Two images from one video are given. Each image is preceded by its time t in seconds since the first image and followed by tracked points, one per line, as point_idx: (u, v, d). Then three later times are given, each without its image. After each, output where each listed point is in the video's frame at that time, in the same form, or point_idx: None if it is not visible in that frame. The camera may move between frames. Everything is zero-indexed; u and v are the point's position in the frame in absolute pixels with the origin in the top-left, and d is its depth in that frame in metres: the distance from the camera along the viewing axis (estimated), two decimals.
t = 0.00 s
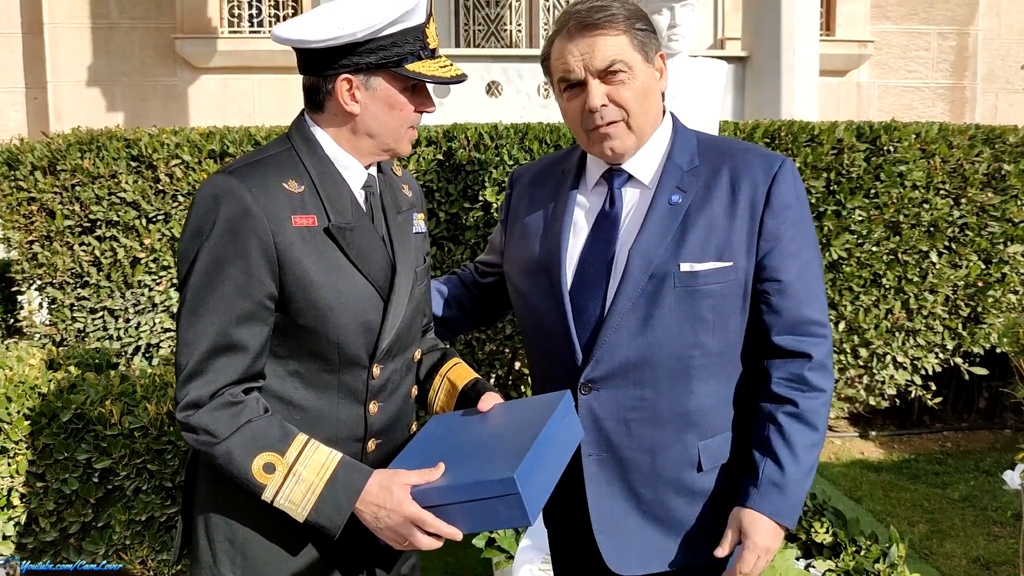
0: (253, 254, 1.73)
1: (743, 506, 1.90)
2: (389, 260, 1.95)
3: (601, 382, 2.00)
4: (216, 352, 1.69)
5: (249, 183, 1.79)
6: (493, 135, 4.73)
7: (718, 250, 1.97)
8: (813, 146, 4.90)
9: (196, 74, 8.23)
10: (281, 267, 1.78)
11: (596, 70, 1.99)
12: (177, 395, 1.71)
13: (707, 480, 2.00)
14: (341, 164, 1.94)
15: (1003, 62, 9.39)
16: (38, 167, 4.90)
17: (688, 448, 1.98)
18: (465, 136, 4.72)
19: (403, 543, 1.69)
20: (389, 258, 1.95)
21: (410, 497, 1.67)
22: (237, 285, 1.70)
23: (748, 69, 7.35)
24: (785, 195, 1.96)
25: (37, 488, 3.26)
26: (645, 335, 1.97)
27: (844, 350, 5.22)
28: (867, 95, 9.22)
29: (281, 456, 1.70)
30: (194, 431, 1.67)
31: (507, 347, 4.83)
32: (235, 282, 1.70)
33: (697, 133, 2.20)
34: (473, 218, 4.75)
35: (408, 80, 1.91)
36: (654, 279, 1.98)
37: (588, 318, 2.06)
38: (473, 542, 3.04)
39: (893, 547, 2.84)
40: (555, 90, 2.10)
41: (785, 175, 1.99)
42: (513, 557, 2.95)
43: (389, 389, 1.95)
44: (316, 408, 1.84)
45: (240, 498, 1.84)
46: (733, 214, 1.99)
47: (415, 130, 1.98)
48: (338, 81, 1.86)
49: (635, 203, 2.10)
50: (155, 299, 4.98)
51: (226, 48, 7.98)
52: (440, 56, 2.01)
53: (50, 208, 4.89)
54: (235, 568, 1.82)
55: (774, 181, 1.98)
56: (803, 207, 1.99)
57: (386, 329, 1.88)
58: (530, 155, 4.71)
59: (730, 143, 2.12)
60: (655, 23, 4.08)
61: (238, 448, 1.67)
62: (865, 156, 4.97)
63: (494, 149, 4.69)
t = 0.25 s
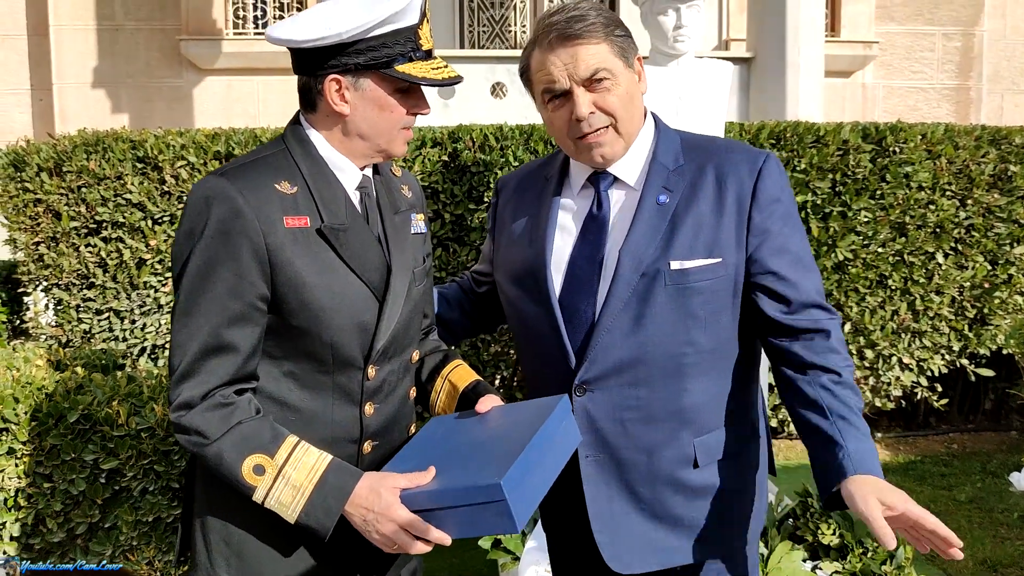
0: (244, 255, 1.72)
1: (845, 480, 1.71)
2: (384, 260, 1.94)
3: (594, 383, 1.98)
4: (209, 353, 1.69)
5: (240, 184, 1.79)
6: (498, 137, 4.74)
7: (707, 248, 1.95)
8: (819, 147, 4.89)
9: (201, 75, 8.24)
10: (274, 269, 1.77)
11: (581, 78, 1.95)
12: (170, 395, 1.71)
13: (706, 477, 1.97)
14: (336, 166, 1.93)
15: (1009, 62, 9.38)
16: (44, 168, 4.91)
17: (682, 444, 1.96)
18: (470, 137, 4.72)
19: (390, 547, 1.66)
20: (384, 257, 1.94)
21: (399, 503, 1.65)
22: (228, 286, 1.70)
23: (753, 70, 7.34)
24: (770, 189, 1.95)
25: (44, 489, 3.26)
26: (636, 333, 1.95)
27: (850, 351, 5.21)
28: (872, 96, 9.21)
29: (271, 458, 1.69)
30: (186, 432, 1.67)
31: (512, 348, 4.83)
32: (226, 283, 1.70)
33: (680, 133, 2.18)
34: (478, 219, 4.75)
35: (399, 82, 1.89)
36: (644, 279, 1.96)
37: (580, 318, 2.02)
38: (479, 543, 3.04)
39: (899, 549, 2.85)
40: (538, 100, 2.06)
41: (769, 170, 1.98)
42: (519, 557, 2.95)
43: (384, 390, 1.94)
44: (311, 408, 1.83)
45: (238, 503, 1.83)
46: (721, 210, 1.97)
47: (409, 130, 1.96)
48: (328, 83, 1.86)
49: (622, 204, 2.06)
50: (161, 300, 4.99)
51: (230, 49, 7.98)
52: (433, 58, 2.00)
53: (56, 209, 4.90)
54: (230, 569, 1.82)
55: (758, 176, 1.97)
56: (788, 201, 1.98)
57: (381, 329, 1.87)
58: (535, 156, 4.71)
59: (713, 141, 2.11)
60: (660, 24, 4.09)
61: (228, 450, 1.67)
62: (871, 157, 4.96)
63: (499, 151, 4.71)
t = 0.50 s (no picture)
0: (210, 257, 1.69)
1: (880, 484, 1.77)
2: (366, 260, 1.85)
3: (578, 389, 1.92)
4: (176, 353, 1.67)
5: (210, 185, 1.75)
6: (503, 138, 4.74)
7: (691, 248, 1.88)
8: (824, 148, 4.88)
9: (206, 77, 8.26)
10: (242, 270, 1.73)
11: (540, 86, 1.90)
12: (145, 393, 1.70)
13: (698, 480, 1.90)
14: (316, 169, 1.86)
15: (1015, 63, 9.35)
16: (50, 170, 4.93)
17: (670, 445, 1.90)
18: (475, 138, 4.72)
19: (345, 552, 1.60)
20: (365, 257, 1.85)
21: (354, 508, 1.58)
22: (194, 288, 1.67)
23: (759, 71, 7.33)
24: (751, 187, 1.90)
25: (51, 490, 3.27)
26: (619, 338, 1.89)
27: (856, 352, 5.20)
28: (877, 97, 9.20)
29: (231, 457, 1.63)
30: (155, 429, 1.65)
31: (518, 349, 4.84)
32: (192, 285, 1.67)
33: (664, 132, 2.11)
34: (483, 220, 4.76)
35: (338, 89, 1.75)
36: (625, 282, 1.89)
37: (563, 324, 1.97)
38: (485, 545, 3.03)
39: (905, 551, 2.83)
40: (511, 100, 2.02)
41: (750, 166, 1.93)
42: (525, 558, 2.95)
43: (366, 394, 1.84)
44: (286, 411, 1.76)
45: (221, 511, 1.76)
46: (705, 209, 1.90)
47: (362, 142, 1.80)
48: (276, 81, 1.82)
49: (604, 208, 2.01)
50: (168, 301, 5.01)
51: (235, 51, 8.00)
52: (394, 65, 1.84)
53: (62, 211, 4.92)
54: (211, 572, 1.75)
55: (739, 174, 1.91)
56: (772, 197, 1.92)
57: (358, 332, 1.79)
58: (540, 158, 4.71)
59: (695, 139, 2.05)
60: (665, 24, 4.06)
61: (193, 449, 1.63)
62: (876, 158, 4.96)
63: (504, 152, 4.71)
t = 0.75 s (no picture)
0: (177, 260, 1.70)
1: (799, 511, 1.82)
2: (343, 263, 1.85)
3: (580, 394, 1.91)
4: (147, 355, 1.69)
5: (179, 190, 1.77)
6: (509, 139, 4.74)
7: (694, 253, 1.88)
8: (830, 148, 4.88)
9: (212, 78, 8.28)
10: (212, 273, 1.73)
11: (541, 87, 1.90)
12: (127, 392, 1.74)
13: (699, 484, 1.90)
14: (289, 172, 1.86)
15: (1021, 63, 9.33)
16: (57, 171, 4.95)
17: (672, 450, 1.90)
18: (480, 139, 4.73)
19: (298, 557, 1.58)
20: (343, 259, 1.85)
21: (307, 515, 1.56)
22: (162, 291, 1.69)
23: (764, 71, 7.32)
24: (756, 192, 1.89)
25: (59, 490, 3.28)
26: (623, 343, 1.88)
27: (862, 353, 5.20)
28: (883, 98, 9.17)
29: (196, 457, 1.64)
30: (132, 428, 1.69)
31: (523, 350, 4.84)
32: (161, 288, 1.69)
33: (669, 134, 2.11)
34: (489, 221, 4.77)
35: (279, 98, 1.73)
36: (629, 287, 1.89)
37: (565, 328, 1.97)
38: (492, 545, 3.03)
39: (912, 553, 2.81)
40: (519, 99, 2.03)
41: (755, 171, 1.92)
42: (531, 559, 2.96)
43: (346, 396, 1.83)
44: (262, 412, 1.77)
45: (201, 513, 1.79)
46: (708, 213, 1.90)
47: (311, 151, 1.76)
48: (247, 80, 1.82)
49: (610, 210, 2.00)
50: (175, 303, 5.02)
51: (240, 52, 8.02)
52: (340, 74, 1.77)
53: (69, 212, 4.94)
54: None
55: (744, 178, 1.91)
56: (776, 203, 1.91)
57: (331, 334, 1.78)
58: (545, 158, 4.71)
59: (699, 143, 2.04)
60: (671, 25, 4.05)
61: (160, 446, 1.65)
62: (882, 159, 4.95)
63: (510, 153, 4.71)
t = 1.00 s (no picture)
0: (157, 266, 1.80)
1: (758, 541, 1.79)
2: (322, 266, 1.88)
3: (583, 405, 1.90)
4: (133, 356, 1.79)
5: (166, 197, 1.86)
6: (515, 140, 4.74)
7: (704, 266, 1.85)
8: (836, 150, 4.88)
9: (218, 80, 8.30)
10: (191, 278, 1.81)
11: (560, 86, 1.89)
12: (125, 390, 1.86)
13: (701, 505, 1.88)
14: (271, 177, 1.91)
15: None
16: (64, 173, 4.97)
17: (675, 470, 1.87)
18: (486, 141, 4.74)
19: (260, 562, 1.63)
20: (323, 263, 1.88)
21: (264, 521, 1.59)
22: (145, 294, 1.79)
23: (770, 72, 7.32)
24: (774, 208, 1.83)
25: (66, 491, 3.28)
26: (626, 358, 1.86)
27: (868, 355, 5.19)
28: (889, 99, 9.18)
29: (171, 457, 1.72)
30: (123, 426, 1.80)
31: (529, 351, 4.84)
32: (143, 292, 1.79)
33: (694, 140, 2.07)
34: (494, 223, 4.79)
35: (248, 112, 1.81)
36: (635, 299, 1.87)
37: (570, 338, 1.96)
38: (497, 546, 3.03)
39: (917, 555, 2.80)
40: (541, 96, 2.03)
41: (776, 186, 1.86)
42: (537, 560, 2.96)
43: (328, 398, 1.85)
44: (245, 413, 1.82)
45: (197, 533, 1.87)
46: (720, 227, 1.86)
47: (285, 162, 1.83)
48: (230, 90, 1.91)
49: (622, 217, 1.99)
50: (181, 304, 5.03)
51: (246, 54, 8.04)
52: (301, 87, 1.82)
53: (76, 214, 4.96)
54: None
55: (763, 192, 1.85)
56: (798, 221, 1.85)
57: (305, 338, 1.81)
58: (550, 160, 4.71)
59: (723, 151, 1.99)
60: (677, 27, 4.06)
61: (141, 443, 1.75)
62: (888, 160, 4.95)
63: (516, 154, 4.70)
